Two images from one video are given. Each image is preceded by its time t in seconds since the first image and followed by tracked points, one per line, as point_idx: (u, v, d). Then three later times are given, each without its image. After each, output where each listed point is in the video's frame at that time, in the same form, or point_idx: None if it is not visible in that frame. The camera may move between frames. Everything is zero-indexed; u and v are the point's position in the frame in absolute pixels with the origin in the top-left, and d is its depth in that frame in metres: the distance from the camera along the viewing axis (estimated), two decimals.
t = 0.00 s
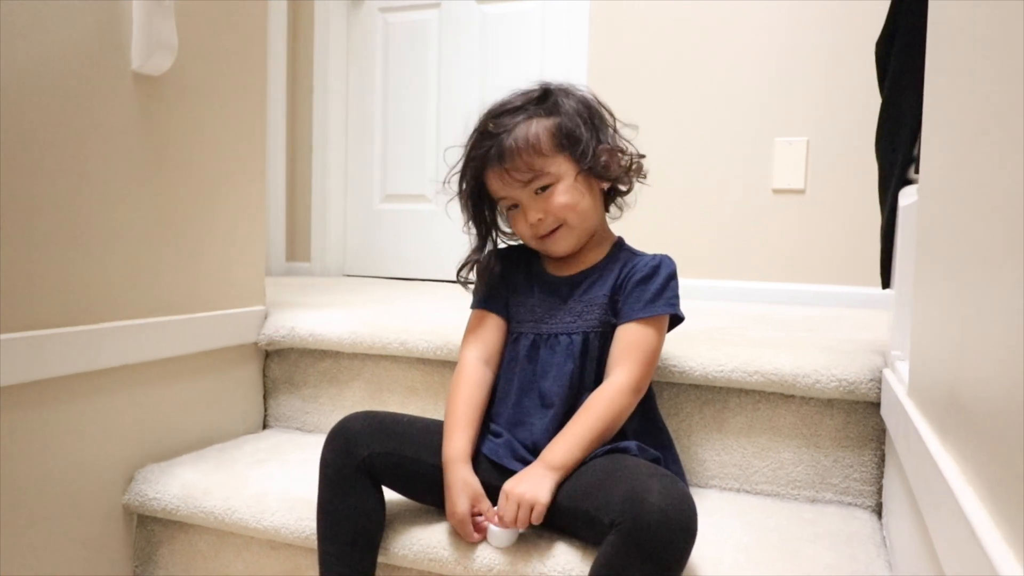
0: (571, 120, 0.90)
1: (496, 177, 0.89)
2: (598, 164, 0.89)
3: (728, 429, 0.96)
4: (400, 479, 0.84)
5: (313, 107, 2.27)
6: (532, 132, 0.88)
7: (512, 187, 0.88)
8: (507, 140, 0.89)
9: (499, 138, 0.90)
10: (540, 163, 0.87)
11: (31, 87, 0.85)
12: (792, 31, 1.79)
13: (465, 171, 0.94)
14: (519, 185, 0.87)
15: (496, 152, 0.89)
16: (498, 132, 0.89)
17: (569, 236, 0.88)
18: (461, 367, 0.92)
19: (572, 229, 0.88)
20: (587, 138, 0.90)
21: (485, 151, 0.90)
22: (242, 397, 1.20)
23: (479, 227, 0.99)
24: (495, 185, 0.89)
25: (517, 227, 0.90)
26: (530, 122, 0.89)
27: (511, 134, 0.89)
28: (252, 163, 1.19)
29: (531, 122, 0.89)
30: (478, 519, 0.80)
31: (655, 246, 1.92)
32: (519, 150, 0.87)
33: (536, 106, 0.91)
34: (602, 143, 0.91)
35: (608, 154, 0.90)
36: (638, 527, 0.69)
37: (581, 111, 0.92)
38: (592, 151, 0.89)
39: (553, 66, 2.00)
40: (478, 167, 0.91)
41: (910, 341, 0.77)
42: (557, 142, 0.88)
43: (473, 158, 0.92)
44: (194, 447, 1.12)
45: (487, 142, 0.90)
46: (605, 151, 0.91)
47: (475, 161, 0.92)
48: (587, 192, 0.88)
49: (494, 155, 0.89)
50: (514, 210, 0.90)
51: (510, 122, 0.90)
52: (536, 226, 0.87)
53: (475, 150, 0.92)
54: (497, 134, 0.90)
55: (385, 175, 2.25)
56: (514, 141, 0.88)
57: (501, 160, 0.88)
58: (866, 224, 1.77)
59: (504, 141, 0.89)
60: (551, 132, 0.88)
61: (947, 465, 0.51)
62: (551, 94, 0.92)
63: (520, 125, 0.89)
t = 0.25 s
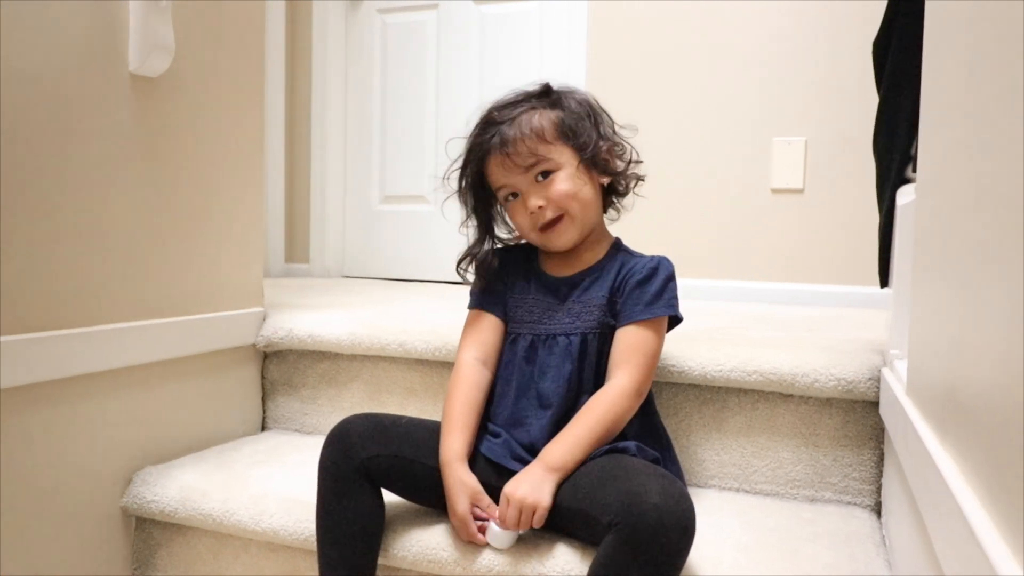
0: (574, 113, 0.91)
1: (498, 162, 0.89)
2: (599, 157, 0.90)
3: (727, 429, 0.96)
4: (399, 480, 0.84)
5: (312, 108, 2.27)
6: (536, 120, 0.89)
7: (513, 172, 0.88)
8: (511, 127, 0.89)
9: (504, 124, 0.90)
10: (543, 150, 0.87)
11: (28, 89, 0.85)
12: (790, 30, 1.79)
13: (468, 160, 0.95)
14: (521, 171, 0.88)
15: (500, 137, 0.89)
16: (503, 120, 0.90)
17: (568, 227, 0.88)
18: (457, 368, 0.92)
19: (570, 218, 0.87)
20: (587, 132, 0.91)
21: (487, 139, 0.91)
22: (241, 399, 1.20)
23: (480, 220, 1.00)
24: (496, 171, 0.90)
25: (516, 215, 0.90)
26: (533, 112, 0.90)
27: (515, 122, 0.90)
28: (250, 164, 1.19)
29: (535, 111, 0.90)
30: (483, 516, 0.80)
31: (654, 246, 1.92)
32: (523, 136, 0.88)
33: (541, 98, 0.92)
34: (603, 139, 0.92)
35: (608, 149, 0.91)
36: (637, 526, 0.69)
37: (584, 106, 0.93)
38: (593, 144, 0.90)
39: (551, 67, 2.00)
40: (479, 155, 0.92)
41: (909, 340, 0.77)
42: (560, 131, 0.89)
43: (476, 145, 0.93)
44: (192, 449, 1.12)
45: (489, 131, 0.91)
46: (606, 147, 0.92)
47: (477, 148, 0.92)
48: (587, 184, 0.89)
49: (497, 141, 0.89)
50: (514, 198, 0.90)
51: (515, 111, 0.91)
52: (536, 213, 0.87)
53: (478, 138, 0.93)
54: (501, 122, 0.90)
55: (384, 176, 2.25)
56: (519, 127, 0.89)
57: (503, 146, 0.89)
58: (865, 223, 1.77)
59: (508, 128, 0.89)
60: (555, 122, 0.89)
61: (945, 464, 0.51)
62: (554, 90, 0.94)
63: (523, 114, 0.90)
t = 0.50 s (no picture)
0: (589, 114, 0.92)
1: (513, 143, 0.89)
2: (607, 159, 0.91)
3: (726, 429, 0.96)
4: (398, 486, 0.83)
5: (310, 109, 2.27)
6: (557, 110, 0.89)
7: (528, 155, 0.88)
8: (531, 112, 0.90)
9: (524, 109, 0.90)
10: (561, 139, 0.88)
11: (25, 91, 0.85)
12: (788, 30, 1.79)
13: (478, 141, 0.94)
14: (536, 155, 0.88)
15: (518, 120, 0.89)
16: (522, 106, 0.91)
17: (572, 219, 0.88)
18: (452, 373, 0.92)
19: (576, 211, 0.87)
20: (600, 134, 0.92)
21: (503, 120, 0.91)
22: (240, 401, 1.20)
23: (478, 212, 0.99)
24: (509, 153, 0.89)
25: (521, 200, 0.89)
26: (553, 103, 0.91)
27: (535, 109, 0.90)
28: (249, 166, 1.19)
29: (555, 103, 0.91)
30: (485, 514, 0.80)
31: (653, 247, 1.92)
32: (543, 121, 0.88)
33: (561, 93, 0.93)
34: (611, 144, 0.94)
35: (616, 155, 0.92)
36: (635, 528, 0.69)
37: (598, 110, 0.95)
38: (604, 146, 0.92)
39: (549, 67, 2.00)
40: (493, 134, 0.91)
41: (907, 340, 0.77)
42: (578, 126, 0.90)
43: (491, 126, 0.92)
44: (191, 451, 1.12)
45: (507, 113, 0.91)
46: (614, 152, 0.93)
47: (491, 129, 0.91)
48: (596, 181, 0.90)
49: (515, 123, 0.89)
50: (522, 183, 0.89)
51: (535, 100, 0.91)
52: (544, 199, 0.86)
53: (493, 119, 0.92)
54: (520, 108, 0.91)
55: (382, 177, 2.25)
56: (539, 114, 0.89)
57: (520, 129, 0.88)
58: (863, 223, 1.77)
59: (528, 113, 0.90)
60: (574, 116, 0.90)
61: (944, 465, 0.51)
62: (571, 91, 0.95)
63: (543, 104, 0.91)
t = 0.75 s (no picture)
0: (587, 116, 0.92)
1: (508, 146, 0.88)
2: (604, 163, 0.91)
3: (722, 429, 0.96)
4: (396, 487, 0.83)
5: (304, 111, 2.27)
6: (554, 114, 0.89)
7: (523, 160, 0.87)
8: (528, 115, 0.89)
9: (521, 111, 0.90)
10: (556, 144, 0.87)
11: (17, 95, 0.84)
12: (781, 30, 1.79)
13: (475, 141, 0.93)
14: (532, 160, 0.87)
15: (515, 122, 0.89)
16: (519, 108, 0.90)
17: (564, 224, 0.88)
18: (449, 380, 0.93)
19: (569, 216, 0.87)
20: (598, 138, 0.92)
21: (500, 123, 0.90)
22: (235, 404, 1.20)
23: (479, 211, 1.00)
24: (504, 156, 0.89)
25: (515, 203, 0.89)
26: (551, 106, 0.90)
27: (532, 112, 0.89)
28: (243, 169, 1.19)
29: (553, 106, 0.90)
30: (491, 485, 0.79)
31: (648, 246, 1.93)
32: (539, 126, 0.88)
33: (559, 94, 0.93)
34: (609, 147, 0.93)
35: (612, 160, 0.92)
36: (630, 527, 0.69)
37: (597, 112, 0.94)
38: (601, 150, 0.91)
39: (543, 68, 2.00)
40: (490, 136, 0.91)
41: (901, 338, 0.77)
42: (574, 130, 0.89)
43: (488, 127, 0.91)
44: (186, 455, 1.12)
45: (505, 115, 0.90)
46: (611, 155, 0.93)
47: (488, 130, 0.91)
48: (591, 186, 0.89)
49: (511, 126, 0.89)
50: (517, 186, 0.89)
51: (533, 102, 0.91)
52: (537, 204, 0.87)
53: (490, 120, 0.92)
54: (518, 110, 0.90)
55: (376, 179, 2.25)
56: (535, 117, 0.89)
57: (516, 132, 0.88)
58: (857, 222, 1.77)
59: (524, 116, 0.89)
60: (571, 119, 0.89)
61: (939, 463, 0.51)
62: (571, 91, 0.94)
63: (541, 106, 0.90)
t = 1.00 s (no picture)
0: (584, 119, 0.91)
1: (501, 154, 0.88)
2: (601, 167, 0.90)
3: (723, 431, 0.96)
4: (403, 489, 0.83)
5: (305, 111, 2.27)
6: (548, 120, 0.88)
7: (515, 168, 0.87)
8: (521, 122, 0.89)
9: (515, 117, 0.89)
10: (549, 152, 0.87)
11: (19, 94, 0.84)
12: (782, 31, 1.79)
13: (471, 145, 0.94)
14: (524, 167, 0.87)
15: (508, 129, 0.89)
16: (513, 115, 0.90)
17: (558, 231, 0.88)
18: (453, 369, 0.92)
19: (562, 224, 0.88)
20: (595, 140, 0.91)
21: (495, 129, 0.90)
22: (236, 404, 1.20)
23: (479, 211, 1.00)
24: (498, 163, 0.89)
25: (509, 210, 0.90)
26: (546, 111, 0.89)
27: (525, 119, 0.89)
28: (244, 169, 1.19)
29: (548, 111, 0.90)
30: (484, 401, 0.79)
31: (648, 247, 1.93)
32: (532, 134, 0.87)
33: (556, 97, 0.92)
34: (607, 148, 0.92)
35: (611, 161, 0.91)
36: (626, 527, 0.69)
37: (595, 114, 0.93)
38: (598, 154, 0.90)
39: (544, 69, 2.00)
40: (484, 142, 0.91)
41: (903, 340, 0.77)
42: (569, 137, 0.88)
43: (483, 132, 0.91)
44: (187, 455, 1.12)
45: (499, 121, 0.90)
46: (609, 156, 0.92)
47: (483, 136, 0.91)
48: (586, 191, 0.89)
49: (505, 133, 0.89)
50: (510, 193, 0.89)
51: (528, 107, 0.90)
52: (530, 212, 0.87)
53: (485, 125, 0.91)
54: (512, 117, 0.90)
55: (377, 179, 2.25)
56: (529, 124, 0.88)
57: (509, 140, 0.88)
58: (858, 223, 1.77)
59: (518, 123, 0.89)
60: (566, 125, 0.89)
61: (941, 465, 0.51)
62: (569, 92, 0.93)
63: (535, 112, 0.89)
